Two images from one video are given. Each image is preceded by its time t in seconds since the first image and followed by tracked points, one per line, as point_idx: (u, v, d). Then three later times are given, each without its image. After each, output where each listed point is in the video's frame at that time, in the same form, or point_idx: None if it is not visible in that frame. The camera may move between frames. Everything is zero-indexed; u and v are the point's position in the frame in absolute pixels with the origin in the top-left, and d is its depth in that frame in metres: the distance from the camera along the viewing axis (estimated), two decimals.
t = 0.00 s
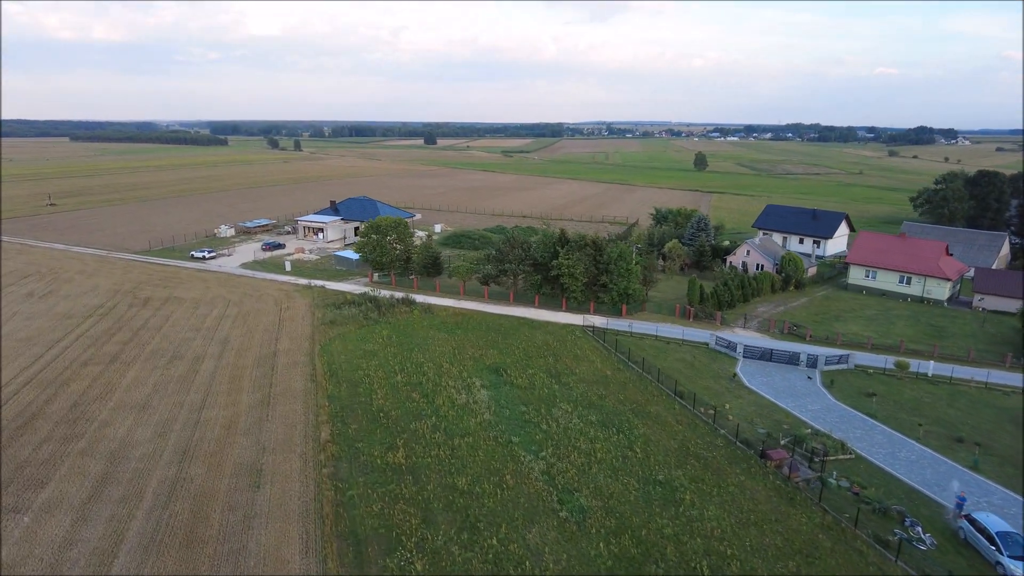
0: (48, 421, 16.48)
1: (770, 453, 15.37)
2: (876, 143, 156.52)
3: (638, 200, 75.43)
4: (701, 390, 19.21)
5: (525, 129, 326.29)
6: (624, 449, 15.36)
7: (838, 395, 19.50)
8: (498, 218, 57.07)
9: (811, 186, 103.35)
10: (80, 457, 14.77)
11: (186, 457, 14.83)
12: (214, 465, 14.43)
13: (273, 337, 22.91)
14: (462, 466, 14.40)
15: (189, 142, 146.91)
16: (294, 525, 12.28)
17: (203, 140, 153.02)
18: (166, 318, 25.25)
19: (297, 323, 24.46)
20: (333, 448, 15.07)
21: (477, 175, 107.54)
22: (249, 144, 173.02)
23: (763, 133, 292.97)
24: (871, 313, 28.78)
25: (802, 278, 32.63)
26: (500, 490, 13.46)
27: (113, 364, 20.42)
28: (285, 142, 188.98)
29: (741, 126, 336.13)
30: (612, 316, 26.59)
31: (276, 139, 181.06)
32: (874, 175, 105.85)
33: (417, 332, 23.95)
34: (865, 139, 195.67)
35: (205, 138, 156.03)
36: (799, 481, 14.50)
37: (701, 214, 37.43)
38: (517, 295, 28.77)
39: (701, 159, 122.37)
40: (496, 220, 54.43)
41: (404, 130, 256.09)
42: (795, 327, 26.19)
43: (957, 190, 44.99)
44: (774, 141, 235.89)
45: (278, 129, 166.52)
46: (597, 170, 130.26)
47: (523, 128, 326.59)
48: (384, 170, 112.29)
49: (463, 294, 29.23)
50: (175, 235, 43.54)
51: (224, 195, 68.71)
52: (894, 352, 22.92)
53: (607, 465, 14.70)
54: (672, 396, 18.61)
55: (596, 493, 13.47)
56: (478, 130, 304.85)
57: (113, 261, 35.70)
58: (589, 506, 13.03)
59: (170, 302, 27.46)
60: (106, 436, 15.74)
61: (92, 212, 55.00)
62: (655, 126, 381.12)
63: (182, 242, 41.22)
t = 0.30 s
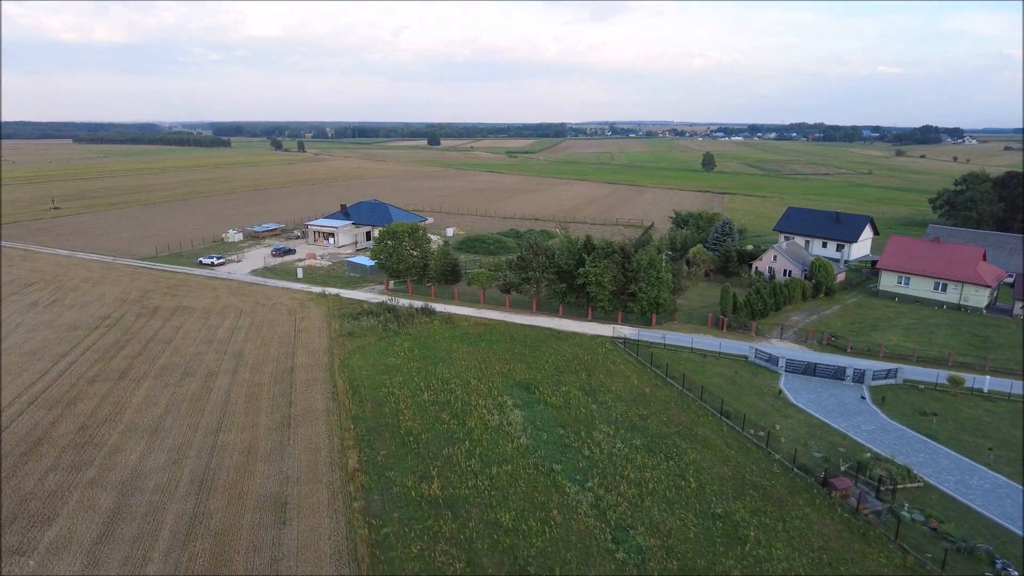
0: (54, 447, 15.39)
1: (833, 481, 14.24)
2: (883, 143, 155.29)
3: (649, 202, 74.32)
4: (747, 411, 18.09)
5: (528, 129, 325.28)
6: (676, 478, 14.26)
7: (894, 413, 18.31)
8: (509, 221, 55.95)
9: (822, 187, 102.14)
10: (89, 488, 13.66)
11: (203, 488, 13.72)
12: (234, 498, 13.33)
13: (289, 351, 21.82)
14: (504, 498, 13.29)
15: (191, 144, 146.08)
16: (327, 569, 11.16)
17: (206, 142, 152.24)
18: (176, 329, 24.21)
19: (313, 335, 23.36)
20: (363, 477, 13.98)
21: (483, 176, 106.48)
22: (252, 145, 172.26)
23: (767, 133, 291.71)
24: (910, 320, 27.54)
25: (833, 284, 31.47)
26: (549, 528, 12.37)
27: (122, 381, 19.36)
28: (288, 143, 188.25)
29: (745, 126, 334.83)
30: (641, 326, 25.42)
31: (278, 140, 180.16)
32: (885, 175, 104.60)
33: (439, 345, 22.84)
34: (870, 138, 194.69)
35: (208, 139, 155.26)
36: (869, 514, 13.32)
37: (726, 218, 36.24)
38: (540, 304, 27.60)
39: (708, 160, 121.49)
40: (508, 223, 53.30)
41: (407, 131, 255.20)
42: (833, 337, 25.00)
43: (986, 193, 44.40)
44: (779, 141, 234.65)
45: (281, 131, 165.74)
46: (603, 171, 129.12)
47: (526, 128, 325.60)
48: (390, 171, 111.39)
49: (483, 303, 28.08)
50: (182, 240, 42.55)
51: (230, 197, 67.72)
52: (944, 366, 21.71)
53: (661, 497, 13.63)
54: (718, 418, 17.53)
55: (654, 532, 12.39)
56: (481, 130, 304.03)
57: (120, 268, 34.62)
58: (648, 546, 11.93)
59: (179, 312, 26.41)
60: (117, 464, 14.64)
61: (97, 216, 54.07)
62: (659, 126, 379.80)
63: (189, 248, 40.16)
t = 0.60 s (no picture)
0: (62, 476, 14.31)
1: (909, 516, 13.01)
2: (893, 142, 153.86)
3: (661, 203, 73.21)
4: (799, 433, 16.93)
5: (532, 130, 324.21)
6: (737, 514, 13.16)
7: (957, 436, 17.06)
8: (522, 224, 54.89)
9: (834, 188, 100.90)
10: (100, 525, 12.59)
11: (225, 525, 12.63)
12: (259, 537, 12.22)
13: (307, 366, 20.74)
14: (553, 538, 12.19)
15: (196, 146, 145.37)
16: None
17: (211, 144, 151.54)
18: (187, 341, 23.18)
19: (331, 349, 22.29)
20: (398, 512, 12.88)
21: (491, 177, 105.46)
22: (256, 147, 171.55)
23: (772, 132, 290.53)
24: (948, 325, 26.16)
25: (866, 292, 30.34)
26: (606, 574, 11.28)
27: (132, 400, 18.30)
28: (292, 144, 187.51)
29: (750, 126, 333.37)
30: (672, 337, 24.28)
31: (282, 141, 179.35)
32: (897, 175, 103.44)
33: (463, 358, 21.75)
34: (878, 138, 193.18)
35: (212, 140, 154.44)
36: (953, 554, 12.09)
37: (752, 223, 35.07)
38: (564, 313, 26.46)
39: (717, 160, 120.41)
40: (521, 227, 52.23)
41: (411, 131, 254.46)
42: (875, 350, 23.79)
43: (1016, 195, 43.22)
44: (785, 141, 233.16)
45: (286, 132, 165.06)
46: (611, 171, 127.96)
47: (530, 129, 324.56)
48: (396, 172, 110.49)
49: (505, 312, 26.95)
50: (190, 246, 41.57)
51: (237, 200, 66.77)
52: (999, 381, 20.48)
53: (723, 537, 12.52)
54: (770, 442, 16.42)
55: None
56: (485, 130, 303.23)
57: (127, 275, 33.65)
58: None
59: (191, 323, 25.38)
60: (130, 497, 13.56)
61: (103, 220, 53.18)
62: (663, 126, 378.35)
63: (198, 254, 39.16)
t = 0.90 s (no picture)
0: (69, 511, 13.19)
1: (1001, 560, 11.77)
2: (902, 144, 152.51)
3: (674, 207, 72.13)
4: (859, 461, 15.74)
5: (536, 132, 323.16)
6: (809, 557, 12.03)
7: None
8: (535, 228, 53.84)
9: (846, 190, 99.67)
10: (112, 570, 11.48)
11: (250, 569, 11.53)
12: None
13: (327, 385, 19.65)
14: None
15: (200, 148, 144.75)
16: None
17: (215, 146, 150.88)
18: (199, 356, 22.13)
19: (351, 365, 21.21)
20: (438, 556, 11.77)
21: (498, 180, 104.51)
22: (261, 149, 170.89)
23: (778, 134, 289.40)
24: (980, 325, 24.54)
25: (902, 302, 29.14)
26: None
27: (143, 422, 17.22)
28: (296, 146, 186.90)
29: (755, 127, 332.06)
30: (707, 352, 23.15)
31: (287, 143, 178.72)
32: (909, 177, 102.25)
33: (490, 374, 20.65)
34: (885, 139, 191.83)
35: (216, 143, 153.80)
36: None
37: (780, 230, 33.94)
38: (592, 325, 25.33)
39: (726, 162, 119.23)
40: (534, 231, 51.19)
41: (416, 134, 253.44)
42: (921, 365, 22.54)
43: None
44: (791, 143, 231.87)
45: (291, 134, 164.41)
46: (618, 173, 126.88)
47: (534, 131, 323.62)
48: (402, 175, 109.71)
49: (529, 324, 25.82)
50: (199, 252, 40.62)
51: (243, 204, 65.85)
52: None
53: None
54: (829, 471, 15.26)
55: None
56: (490, 132, 302.60)
57: (135, 284, 32.64)
58: None
59: (202, 335, 24.34)
60: (144, 536, 12.46)
61: (109, 225, 52.27)
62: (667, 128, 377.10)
63: (207, 261, 38.15)
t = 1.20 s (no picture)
0: (77, 554, 12.10)
1: None
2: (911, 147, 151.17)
3: (687, 211, 71.08)
4: (928, 494, 14.45)
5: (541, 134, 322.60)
6: None
7: None
8: (549, 234, 52.84)
9: (858, 194, 98.46)
10: None
11: None
12: None
13: (349, 405, 18.59)
14: None
15: (206, 151, 144.63)
16: None
17: (221, 149, 150.46)
18: (212, 374, 21.05)
19: (371, 384, 20.10)
20: None
21: (506, 184, 103.63)
22: (266, 153, 170.57)
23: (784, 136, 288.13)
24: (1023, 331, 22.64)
25: (941, 313, 27.90)
26: None
27: (155, 448, 16.13)
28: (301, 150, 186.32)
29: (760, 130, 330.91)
30: (745, 369, 22.13)
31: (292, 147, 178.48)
32: (922, 180, 101.02)
33: (520, 393, 19.58)
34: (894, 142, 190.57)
35: (221, 146, 153.15)
36: None
37: (811, 239, 32.77)
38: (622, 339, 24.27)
39: (735, 166, 118.40)
40: (549, 237, 50.20)
41: (420, 137, 252.50)
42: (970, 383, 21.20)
43: None
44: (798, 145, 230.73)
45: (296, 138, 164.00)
46: (625, 177, 125.92)
47: (538, 133, 323.08)
48: (409, 179, 108.95)
49: (555, 338, 24.71)
50: (208, 260, 39.66)
51: (251, 209, 65.05)
52: None
53: None
54: (896, 506, 14.04)
55: None
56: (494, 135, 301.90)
57: (144, 293, 31.67)
58: None
59: (214, 350, 23.26)
60: None
61: (114, 231, 51.28)
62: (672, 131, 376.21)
63: (217, 269, 37.21)
